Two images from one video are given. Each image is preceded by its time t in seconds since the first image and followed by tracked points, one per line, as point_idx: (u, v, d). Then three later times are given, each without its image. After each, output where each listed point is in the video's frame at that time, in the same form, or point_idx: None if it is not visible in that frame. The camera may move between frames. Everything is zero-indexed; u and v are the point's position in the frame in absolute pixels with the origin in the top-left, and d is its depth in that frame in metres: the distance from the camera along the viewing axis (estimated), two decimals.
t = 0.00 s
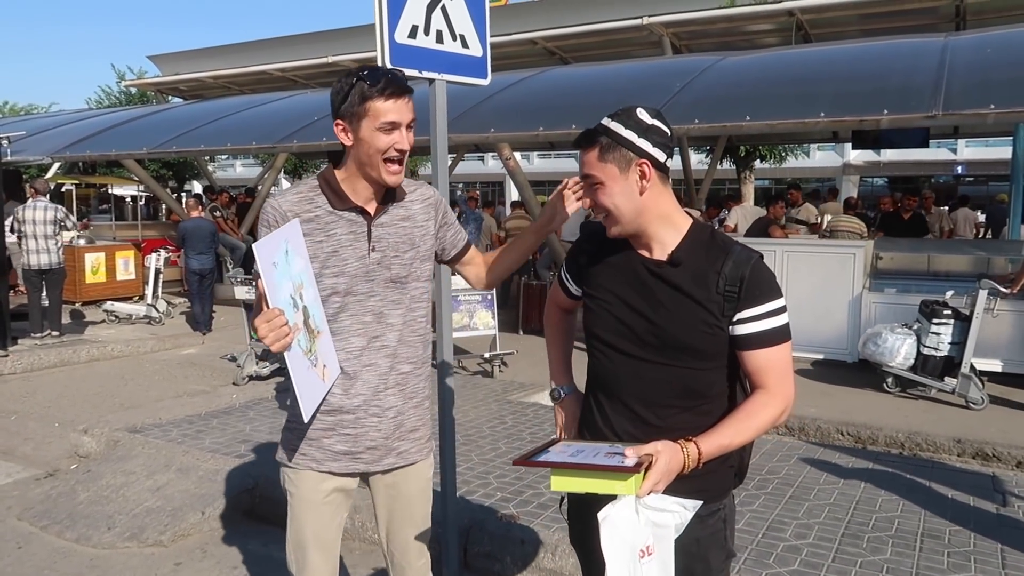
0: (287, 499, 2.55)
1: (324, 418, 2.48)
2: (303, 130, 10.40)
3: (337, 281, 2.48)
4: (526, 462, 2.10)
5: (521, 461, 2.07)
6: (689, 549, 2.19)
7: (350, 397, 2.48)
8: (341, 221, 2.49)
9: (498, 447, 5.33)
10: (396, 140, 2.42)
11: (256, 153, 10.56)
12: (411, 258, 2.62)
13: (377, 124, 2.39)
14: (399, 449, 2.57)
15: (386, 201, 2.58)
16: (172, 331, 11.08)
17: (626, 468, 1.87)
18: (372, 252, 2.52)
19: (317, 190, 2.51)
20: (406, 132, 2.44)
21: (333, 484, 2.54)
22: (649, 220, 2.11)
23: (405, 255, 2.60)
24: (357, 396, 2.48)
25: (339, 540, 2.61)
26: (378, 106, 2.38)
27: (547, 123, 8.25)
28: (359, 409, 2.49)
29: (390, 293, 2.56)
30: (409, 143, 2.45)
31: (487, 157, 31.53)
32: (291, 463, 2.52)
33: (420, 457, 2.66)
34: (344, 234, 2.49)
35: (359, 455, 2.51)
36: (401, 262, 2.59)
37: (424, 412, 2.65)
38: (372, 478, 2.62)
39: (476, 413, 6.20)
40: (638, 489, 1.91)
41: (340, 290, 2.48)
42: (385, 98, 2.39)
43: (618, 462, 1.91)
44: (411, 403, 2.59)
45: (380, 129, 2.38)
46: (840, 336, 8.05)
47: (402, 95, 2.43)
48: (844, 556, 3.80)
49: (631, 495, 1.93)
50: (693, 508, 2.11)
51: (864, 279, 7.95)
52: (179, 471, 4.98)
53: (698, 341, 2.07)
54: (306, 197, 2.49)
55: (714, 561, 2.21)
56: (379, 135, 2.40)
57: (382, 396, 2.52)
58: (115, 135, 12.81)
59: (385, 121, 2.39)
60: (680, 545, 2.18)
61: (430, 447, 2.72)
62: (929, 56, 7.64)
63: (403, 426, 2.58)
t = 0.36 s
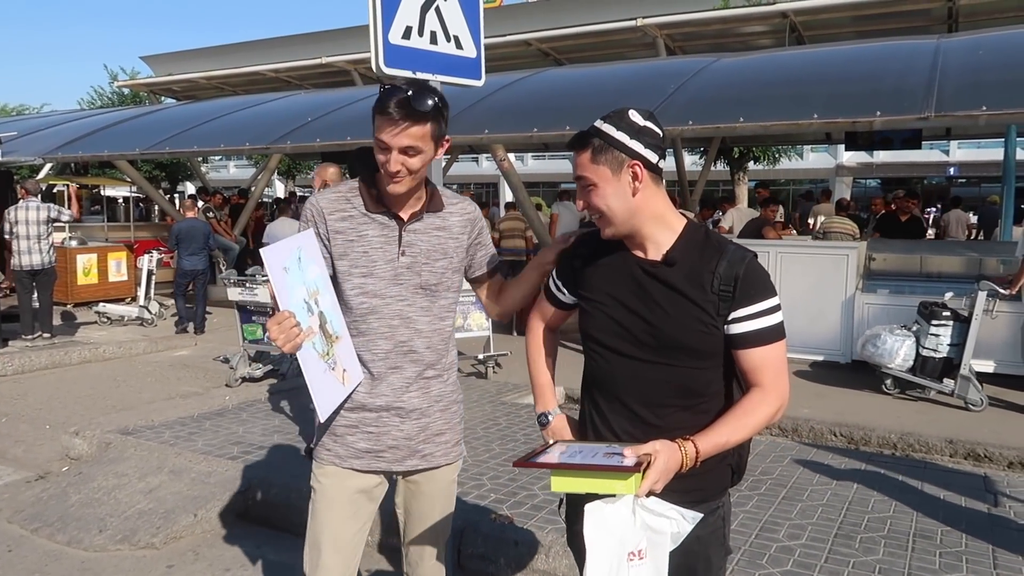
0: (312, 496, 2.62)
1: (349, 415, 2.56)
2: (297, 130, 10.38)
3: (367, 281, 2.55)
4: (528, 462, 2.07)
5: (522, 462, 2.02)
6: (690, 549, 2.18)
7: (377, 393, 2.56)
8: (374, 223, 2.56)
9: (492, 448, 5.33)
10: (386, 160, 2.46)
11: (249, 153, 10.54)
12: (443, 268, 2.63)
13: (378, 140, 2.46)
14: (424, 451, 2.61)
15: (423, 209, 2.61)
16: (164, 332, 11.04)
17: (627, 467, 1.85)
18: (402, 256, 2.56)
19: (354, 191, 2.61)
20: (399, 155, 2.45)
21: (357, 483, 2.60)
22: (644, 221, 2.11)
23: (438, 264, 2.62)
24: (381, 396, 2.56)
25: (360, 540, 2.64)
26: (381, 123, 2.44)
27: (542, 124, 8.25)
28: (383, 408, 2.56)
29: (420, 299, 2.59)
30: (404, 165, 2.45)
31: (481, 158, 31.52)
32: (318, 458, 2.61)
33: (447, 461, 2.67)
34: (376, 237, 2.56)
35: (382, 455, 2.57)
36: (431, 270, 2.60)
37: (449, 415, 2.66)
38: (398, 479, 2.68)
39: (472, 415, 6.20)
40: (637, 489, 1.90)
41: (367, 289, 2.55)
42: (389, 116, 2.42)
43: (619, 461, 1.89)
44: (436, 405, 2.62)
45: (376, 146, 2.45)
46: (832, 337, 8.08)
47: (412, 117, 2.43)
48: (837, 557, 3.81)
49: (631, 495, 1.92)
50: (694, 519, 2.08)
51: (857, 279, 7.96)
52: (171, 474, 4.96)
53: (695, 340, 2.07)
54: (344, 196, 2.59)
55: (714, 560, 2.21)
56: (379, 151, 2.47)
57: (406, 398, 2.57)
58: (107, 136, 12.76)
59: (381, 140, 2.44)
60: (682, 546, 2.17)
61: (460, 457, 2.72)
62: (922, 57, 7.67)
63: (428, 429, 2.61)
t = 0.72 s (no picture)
0: (318, 495, 2.63)
1: (353, 416, 2.57)
2: (295, 133, 10.37)
3: (366, 284, 2.61)
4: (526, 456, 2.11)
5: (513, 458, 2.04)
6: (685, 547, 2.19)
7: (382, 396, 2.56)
8: (374, 226, 2.60)
9: (491, 450, 5.32)
10: (443, 157, 2.49)
11: (247, 155, 10.53)
12: (440, 274, 2.64)
13: (429, 139, 2.46)
14: (429, 452, 2.61)
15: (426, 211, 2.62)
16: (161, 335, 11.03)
17: (616, 468, 1.86)
18: (400, 258, 2.59)
19: (358, 194, 2.66)
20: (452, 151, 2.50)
21: (363, 483, 2.60)
22: (641, 225, 2.11)
23: (435, 270, 2.63)
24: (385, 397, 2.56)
25: (364, 541, 2.64)
26: (431, 122, 2.45)
27: (539, 126, 8.25)
28: (387, 410, 2.56)
29: (414, 303, 2.62)
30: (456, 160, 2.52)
31: (479, 160, 31.52)
32: (324, 459, 2.62)
33: (453, 462, 2.67)
34: (376, 238, 2.60)
35: (389, 457, 2.57)
36: (427, 277, 2.62)
37: (455, 417, 2.66)
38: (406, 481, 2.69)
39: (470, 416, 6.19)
40: (627, 488, 1.91)
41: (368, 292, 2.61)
42: (438, 115, 2.45)
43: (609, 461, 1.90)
44: (442, 407, 2.62)
45: (431, 143, 2.45)
46: (832, 338, 8.08)
47: (456, 116, 2.50)
48: (836, 558, 3.80)
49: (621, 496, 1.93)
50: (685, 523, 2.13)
51: (855, 280, 7.98)
52: (169, 476, 4.95)
53: (691, 344, 2.07)
54: (346, 199, 2.64)
55: (710, 559, 2.21)
56: (429, 148, 2.47)
57: (411, 400, 2.57)
58: (104, 138, 12.75)
59: (436, 137, 2.45)
60: (677, 545, 2.18)
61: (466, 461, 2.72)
62: (918, 59, 7.67)
63: (434, 431, 2.61)
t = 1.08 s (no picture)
0: (297, 504, 2.62)
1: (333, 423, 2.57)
2: (291, 136, 10.37)
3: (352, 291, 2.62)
4: (514, 464, 2.11)
5: (496, 468, 2.06)
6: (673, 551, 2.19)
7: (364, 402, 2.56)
8: (354, 229, 2.60)
9: (486, 454, 5.32)
10: (427, 166, 2.49)
11: (243, 159, 10.52)
12: (421, 279, 2.66)
13: (413, 148, 2.46)
14: (409, 458, 2.62)
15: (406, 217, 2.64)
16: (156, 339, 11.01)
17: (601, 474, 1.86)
18: (380, 263, 2.60)
19: (337, 197, 2.65)
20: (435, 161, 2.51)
21: (342, 490, 2.60)
22: (631, 227, 2.12)
23: (416, 275, 2.65)
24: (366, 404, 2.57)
25: (344, 548, 2.63)
26: (416, 131, 2.46)
27: (535, 130, 8.26)
28: (368, 418, 2.57)
29: (396, 307, 2.63)
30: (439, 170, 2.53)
31: (475, 164, 31.56)
32: (302, 467, 2.61)
33: (432, 466, 2.69)
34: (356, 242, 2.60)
35: (367, 464, 2.58)
36: (409, 280, 2.64)
37: (434, 422, 2.68)
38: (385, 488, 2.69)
39: (465, 421, 6.18)
40: (616, 494, 1.91)
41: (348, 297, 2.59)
42: (424, 125, 2.46)
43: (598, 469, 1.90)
44: (421, 413, 2.64)
45: (415, 153, 2.46)
46: (827, 341, 8.09)
47: (442, 125, 2.51)
48: (831, 562, 3.81)
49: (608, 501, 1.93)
50: (674, 519, 2.13)
51: (850, 284, 8.00)
52: (164, 480, 4.94)
53: (680, 349, 2.07)
54: (325, 202, 2.63)
55: (701, 564, 2.21)
56: (413, 158, 2.47)
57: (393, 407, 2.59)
58: (100, 142, 12.73)
59: (419, 147, 2.46)
60: (668, 548, 2.18)
61: (444, 465, 2.74)
62: (912, 63, 7.70)
63: (412, 436, 2.62)
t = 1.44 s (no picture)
0: (272, 519, 2.60)
1: (307, 439, 2.53)
2: (293, 145, 10.40)
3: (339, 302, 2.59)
4: (514, 476, 2.13)
5: (499, 480, 2.07)
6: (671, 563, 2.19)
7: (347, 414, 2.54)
8: (328, 237, 2.53)
9: (488, 464, 5.31)
10: (398, 170, 2.46)
11: (245, 168, 10.55)
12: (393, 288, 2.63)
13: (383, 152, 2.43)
14: (384, 472, 2.60)
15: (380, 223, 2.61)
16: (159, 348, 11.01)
17: (606, 489, 1.87)
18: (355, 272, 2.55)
19: (309, 204, 2.56)
20: (407, 164, 2.48)
21: (316, 503, 2.58)
22: (631, 241, 2.11)
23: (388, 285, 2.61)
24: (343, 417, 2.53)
25: (325, 560, 2.63)
26: (387, 136, 2.43)
27: (537, 139, 8.28)
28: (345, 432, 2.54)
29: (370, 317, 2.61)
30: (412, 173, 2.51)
31: (477, 172, 31.64)
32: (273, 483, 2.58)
33: (407, 481, 2.66)
34: (330, 250, 2.53)
35: (342, 478, 2.55)
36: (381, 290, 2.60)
37: (410, 436, 2.66)
38: (359, 501, 2.64)
39: (466, 430, 6.17)
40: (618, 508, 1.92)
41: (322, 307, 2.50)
42: (395, 129, 2.43)
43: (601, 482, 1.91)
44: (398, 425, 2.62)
45: (386, 157, 2.42)
46: (830, 349, 8.07)
47: (414, 130, 2.48)
48: (833, 571, 3.79)
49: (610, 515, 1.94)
50: (676, 535, 2.13)
51: (852, 293, 7.98)
52: (165, 490, 4.93)
53: (682, 358, 2.07)
54: (297, 210, 2.53)
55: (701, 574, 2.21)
56: (384, 163, 2.44)
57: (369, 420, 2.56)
58: (103, 151, 12.77)
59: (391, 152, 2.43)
60: (667, 560, 2.18)
61: (419, 478, 2.70)
62: (912, 72, 7.72)
63: (386, 449, 2.61)
